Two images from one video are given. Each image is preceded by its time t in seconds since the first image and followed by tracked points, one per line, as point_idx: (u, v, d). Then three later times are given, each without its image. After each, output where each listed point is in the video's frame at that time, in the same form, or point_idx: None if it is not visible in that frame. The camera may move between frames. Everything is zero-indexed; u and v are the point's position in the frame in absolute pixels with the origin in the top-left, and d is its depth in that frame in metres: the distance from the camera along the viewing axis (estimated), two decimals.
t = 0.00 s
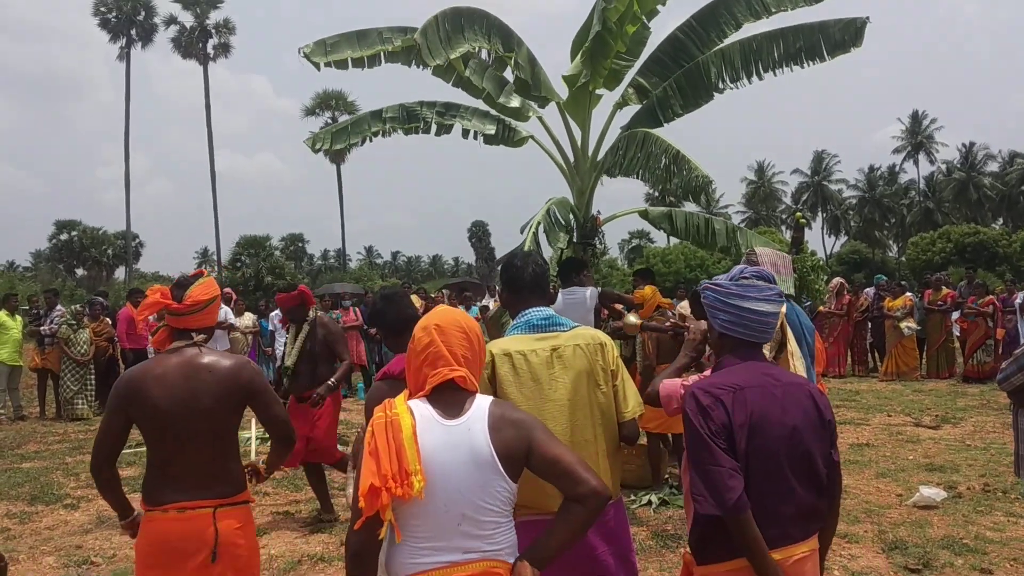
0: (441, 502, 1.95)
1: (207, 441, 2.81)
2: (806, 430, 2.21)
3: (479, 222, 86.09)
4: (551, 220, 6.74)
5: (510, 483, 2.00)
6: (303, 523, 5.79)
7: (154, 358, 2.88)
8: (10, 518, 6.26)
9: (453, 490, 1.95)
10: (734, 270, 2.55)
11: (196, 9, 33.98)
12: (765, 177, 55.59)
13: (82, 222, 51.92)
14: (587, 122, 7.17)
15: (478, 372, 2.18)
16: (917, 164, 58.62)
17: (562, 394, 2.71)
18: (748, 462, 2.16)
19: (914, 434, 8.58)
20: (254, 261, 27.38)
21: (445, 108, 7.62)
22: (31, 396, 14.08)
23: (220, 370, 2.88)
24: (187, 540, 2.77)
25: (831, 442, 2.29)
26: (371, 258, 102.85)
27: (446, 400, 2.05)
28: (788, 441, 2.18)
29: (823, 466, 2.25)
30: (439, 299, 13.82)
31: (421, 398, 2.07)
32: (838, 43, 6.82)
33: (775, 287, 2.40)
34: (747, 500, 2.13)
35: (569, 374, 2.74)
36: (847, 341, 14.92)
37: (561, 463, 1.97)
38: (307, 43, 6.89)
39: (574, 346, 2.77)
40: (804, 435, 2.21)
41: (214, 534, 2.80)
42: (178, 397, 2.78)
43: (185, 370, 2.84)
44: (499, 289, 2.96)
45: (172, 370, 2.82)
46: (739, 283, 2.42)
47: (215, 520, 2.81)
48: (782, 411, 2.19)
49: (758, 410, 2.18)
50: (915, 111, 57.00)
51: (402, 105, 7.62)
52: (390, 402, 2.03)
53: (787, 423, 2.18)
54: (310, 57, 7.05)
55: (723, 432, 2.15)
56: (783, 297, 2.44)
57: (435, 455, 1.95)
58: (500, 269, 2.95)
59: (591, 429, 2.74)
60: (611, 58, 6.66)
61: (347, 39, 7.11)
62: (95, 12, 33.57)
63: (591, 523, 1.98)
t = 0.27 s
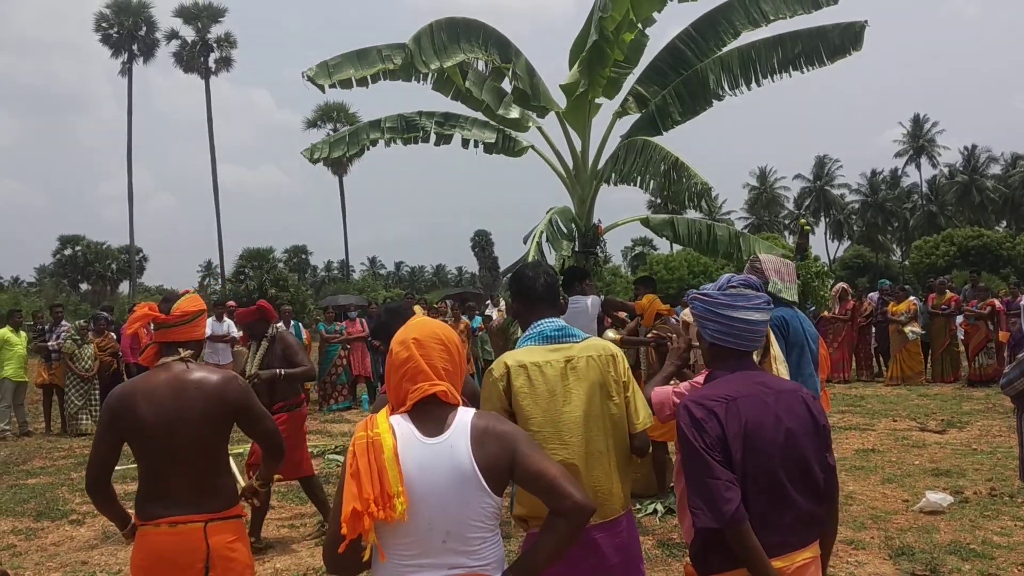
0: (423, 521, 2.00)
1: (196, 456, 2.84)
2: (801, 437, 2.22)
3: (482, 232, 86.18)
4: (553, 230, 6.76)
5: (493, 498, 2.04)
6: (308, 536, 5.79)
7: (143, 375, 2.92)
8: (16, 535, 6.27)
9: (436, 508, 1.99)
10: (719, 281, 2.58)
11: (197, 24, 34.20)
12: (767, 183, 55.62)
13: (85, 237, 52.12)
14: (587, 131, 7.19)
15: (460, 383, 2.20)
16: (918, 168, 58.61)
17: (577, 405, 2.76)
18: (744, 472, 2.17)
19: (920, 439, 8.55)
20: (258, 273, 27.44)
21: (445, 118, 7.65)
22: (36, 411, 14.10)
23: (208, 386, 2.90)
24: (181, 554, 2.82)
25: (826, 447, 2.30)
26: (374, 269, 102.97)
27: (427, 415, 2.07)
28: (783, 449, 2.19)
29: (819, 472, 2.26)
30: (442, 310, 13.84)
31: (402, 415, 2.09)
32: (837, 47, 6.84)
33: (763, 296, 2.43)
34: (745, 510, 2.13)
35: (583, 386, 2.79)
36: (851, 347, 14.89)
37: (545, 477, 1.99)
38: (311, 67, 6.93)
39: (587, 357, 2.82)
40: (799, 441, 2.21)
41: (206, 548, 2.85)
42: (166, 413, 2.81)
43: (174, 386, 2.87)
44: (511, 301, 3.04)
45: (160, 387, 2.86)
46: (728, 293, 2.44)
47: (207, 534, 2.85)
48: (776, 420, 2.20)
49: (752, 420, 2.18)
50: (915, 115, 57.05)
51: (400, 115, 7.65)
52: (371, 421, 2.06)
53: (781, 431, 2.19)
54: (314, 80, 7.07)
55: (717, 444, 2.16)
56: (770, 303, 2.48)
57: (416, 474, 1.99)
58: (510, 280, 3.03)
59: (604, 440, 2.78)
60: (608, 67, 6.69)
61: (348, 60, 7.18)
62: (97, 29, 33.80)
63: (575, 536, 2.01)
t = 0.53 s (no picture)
0: (405, 534, 2.07)
1: (193, 465, 2.85)
2: (800, 441, 2.23)
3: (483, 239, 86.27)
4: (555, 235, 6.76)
5: (477, 509, 2.08)
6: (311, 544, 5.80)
7: (142, 383, 2.94)
8: (20, 546, 6.27)
9: (416, 521, 2.05)
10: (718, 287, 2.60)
11: (198, 34, 34.34)
12: (767, 187, 55.67)
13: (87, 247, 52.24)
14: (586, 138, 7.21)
15: (442, 392, 2.23)
16: (919, 171, 58.63)
17: (599, 410, 2.81)
18: (743, 476, 2.17)
19: (924, 442, 8.54)
20: (259, 282, 27.48)
21: (445, 123, 7.68)
22: (39, 422, 14.11)
23: (206, 394, 2.92)
24: (177, 563, 2.82)
25: (826, 451, 2.30)
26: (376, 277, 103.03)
27: (408, 427, 2.12)
28: (782, 453, 2.19)
29: (819, 476, 2.26)
30: (444, 317, 13.87)
31: (383, 426, 2.15)
32: (835, 51, 6.85)
33: (760, 301, 2.45)
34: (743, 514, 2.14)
35: (604, 391, 2.83)
36: (854, 350, 14.88)
37: (528, 488, 2.02)
38: (310, 79, 6.95)
39: (607, 361, 2.87)
40: (798, 445, 2.22)
41: (201, 557, 2.85)
42: (164, 421, 2.83)
43: (171, 394, 2.89)
44: (532, 306, 3.10)
45: (158, 395, 2.88)
46: (727, 298, 2.46)
47: (201, 544, 2.85)
48: (774, 423, 2.21)
49: (749, 424, 2.19)
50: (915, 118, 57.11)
51: (400, 120, 7.69)
52: (352, 435, 2.13)
53: (779, 434, 2.20)
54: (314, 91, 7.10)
55: (716, 448, 2.16)
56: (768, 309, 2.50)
57: (396, 489, 2.05)
58: (532, 285, 3.11)
59: (625, 445, 2.83)
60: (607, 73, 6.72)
61: (348, 69, 7.19)
62: (98, 40, 33.94)
63: (558, 546, 2.03)
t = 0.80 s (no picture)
0: (386, 542, 2.09)
1: (192, 467, 2.87)
2: (798, 444, 2.24)
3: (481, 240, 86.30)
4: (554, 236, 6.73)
5: (460, 519, 2.09)
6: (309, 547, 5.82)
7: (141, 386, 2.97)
8: (18, 548, 6.27)
9: (396, 531, 2.07)
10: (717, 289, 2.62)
11: (195, 35, 34.31)
12: (765, 188, 55.73)
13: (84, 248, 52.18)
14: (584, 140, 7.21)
15: (426, 398, 2.25)
16: (916, 172, 58.76)
17: (622, 412, 2.84)
18: (740, 479, 2.18)
19: (921, 443, 8.56)
20: (257, 283, 27.47)
21: (442, 123, 7.68)
22: (37, 424, 14.09)
23: (206, 396, 2.95)
24: (175, 565, 2.82)
25: (824, 454, 2.31)
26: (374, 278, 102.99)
27: (390, 435, 2.14)
28: (779, 457, 2.21)
29: (816, 479, 2.27)
30: (442, 319, 13.90)
31: (367, 433, 2.18)
32: (829, 53, 6.87)
33: (761, 305, 2.48)
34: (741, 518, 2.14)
35: (625, 393, 2.86)
36: (851, 351, 14.91)
37: (510, 498, 2.03)
38: (302, 70, 6.99)
39: (626, 364, 2.91)
40: (795, 448, 2.23)
41: (199, 560, 2.84)
42: (164, 423, 2.86)
43: (172, 396, 2.92)
44: (549, 306, 3.13)
45: (159, 397, 2.91)
46: (727, 303, 2.48)
47: (200, 546, 2.85)
48: (772, 427, 2.22)
49: (747, 427, 2.20)
50: (913, 119, 57.21)
51: (398, 119, 7.69)
52: (335, 444, 2.17)
53: (777, 438, 2.21)
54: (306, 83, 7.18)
55: (714, 452, 2.17)
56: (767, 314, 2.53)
57: (376, 499, 2.08)
58: (549, 286, 3.13)
59: (645, 446, 2.88)
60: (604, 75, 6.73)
61: (343, 64, 7.22)
62: (95, 42, 33.90)
63: (541, 556, 2.05)
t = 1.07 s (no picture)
0: (369, 534, 2.06)
1: (185, 455, 2.84)
2: (790, 439, 2.23)
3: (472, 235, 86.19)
4: (546, 230, 6.68)
5: (443, 512, 2.07)
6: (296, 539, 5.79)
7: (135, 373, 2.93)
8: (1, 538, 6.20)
9: (381, 522, 2.05)
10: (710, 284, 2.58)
11: (186, 24, 34.00)
12: (755, 187, 55.90)
13: (71, 238, 51.76)
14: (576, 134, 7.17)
15: (412, 390, 2.23)
16: (905, 173, 59.09)
17: (633, 404, 2.87)
18: (732, 475, 2.17)
19: (908, 442, 8.61)
20: (246, 275, 27.31)
21: (435, 115, 7.65)
22: (21, 414, 13.96)
23: (200, 384, 2.91)
24: (167, 553, 2.78)
25: (816, 449, 2.31)
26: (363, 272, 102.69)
27: (375, 426, 2.11)
28: (771, 451, 2.20)
29: (809, 474, 2.26)
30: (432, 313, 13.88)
31: (352, 425, 2.14)
32: (818, 49, 6.88)
33: (754, 301, 2.49)
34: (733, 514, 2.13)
35: (634, 385, 2.90)
36: (839, 350, 14.99)
37: (493, 492, 2.01)
38: (296, 56, 6.94)
39: (635, 357, 2.96)
40: (787, 443, 2.23)
41: (191, 548, 2.81)
42: (157, 410, 2.82)
43: (166, 383, 2.87)
44: (559, 300, 3.18)
45: (153, 384, 2.86)
46: (723, 299, 2.45)
47: (192, 534, 2.82)
48: (764, 422, 2.21)
49: (740, 422, 2.19)
50: (903, 120, 57.52)
51: (390, 109, 7.63)
52: (320, 435, 2.13)
53: (769, 433, 2.20)
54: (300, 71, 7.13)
55: (706, 448, 2.16)
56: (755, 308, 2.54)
57: (361, 491, 2.05)
58: (558, 279, 3.18)
59: (654, 438, 2.92)
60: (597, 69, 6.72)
61: (336, 53, 7.18)
62: (84, 29, 33.54)
63: (522, 551, 2.03)
